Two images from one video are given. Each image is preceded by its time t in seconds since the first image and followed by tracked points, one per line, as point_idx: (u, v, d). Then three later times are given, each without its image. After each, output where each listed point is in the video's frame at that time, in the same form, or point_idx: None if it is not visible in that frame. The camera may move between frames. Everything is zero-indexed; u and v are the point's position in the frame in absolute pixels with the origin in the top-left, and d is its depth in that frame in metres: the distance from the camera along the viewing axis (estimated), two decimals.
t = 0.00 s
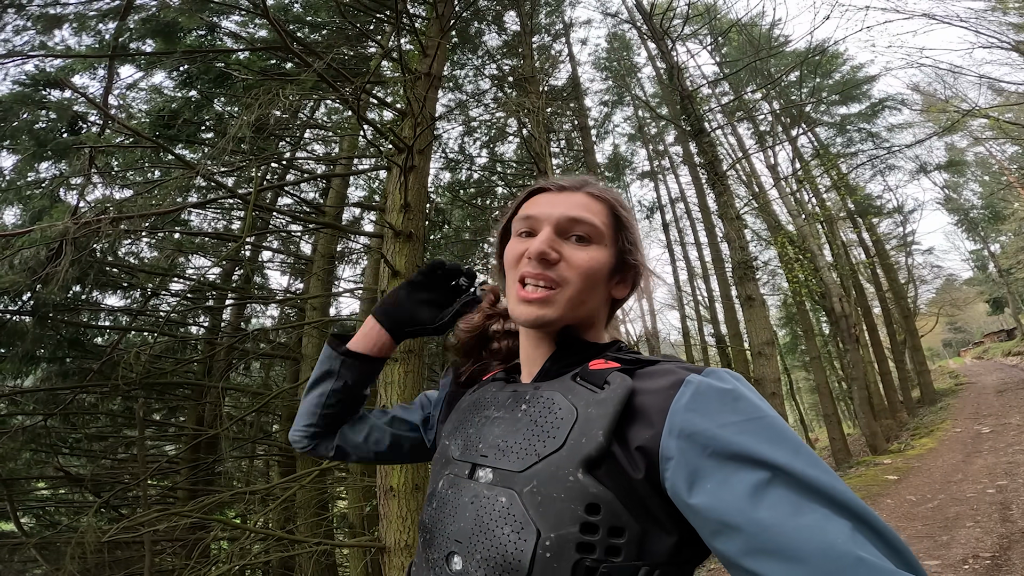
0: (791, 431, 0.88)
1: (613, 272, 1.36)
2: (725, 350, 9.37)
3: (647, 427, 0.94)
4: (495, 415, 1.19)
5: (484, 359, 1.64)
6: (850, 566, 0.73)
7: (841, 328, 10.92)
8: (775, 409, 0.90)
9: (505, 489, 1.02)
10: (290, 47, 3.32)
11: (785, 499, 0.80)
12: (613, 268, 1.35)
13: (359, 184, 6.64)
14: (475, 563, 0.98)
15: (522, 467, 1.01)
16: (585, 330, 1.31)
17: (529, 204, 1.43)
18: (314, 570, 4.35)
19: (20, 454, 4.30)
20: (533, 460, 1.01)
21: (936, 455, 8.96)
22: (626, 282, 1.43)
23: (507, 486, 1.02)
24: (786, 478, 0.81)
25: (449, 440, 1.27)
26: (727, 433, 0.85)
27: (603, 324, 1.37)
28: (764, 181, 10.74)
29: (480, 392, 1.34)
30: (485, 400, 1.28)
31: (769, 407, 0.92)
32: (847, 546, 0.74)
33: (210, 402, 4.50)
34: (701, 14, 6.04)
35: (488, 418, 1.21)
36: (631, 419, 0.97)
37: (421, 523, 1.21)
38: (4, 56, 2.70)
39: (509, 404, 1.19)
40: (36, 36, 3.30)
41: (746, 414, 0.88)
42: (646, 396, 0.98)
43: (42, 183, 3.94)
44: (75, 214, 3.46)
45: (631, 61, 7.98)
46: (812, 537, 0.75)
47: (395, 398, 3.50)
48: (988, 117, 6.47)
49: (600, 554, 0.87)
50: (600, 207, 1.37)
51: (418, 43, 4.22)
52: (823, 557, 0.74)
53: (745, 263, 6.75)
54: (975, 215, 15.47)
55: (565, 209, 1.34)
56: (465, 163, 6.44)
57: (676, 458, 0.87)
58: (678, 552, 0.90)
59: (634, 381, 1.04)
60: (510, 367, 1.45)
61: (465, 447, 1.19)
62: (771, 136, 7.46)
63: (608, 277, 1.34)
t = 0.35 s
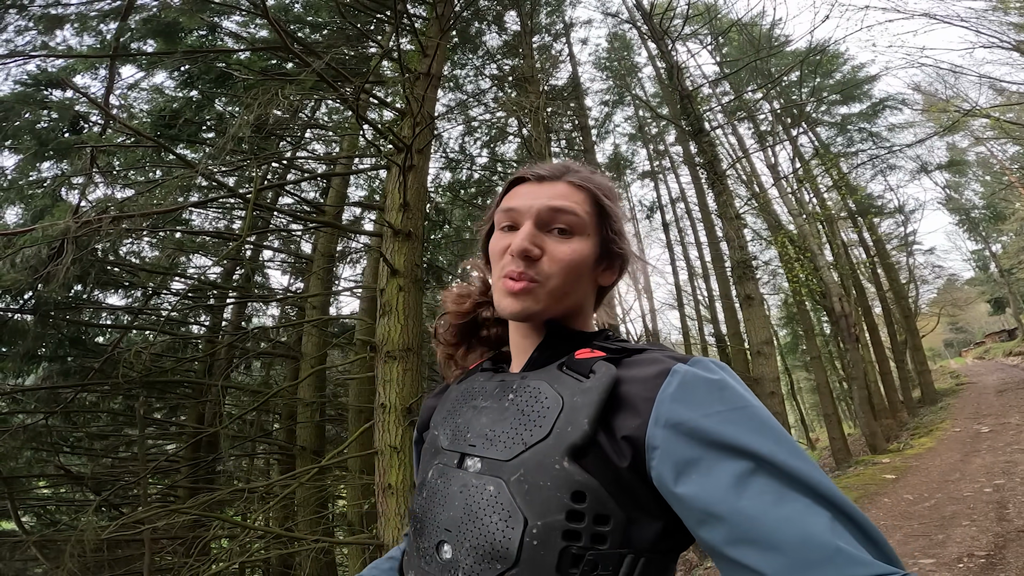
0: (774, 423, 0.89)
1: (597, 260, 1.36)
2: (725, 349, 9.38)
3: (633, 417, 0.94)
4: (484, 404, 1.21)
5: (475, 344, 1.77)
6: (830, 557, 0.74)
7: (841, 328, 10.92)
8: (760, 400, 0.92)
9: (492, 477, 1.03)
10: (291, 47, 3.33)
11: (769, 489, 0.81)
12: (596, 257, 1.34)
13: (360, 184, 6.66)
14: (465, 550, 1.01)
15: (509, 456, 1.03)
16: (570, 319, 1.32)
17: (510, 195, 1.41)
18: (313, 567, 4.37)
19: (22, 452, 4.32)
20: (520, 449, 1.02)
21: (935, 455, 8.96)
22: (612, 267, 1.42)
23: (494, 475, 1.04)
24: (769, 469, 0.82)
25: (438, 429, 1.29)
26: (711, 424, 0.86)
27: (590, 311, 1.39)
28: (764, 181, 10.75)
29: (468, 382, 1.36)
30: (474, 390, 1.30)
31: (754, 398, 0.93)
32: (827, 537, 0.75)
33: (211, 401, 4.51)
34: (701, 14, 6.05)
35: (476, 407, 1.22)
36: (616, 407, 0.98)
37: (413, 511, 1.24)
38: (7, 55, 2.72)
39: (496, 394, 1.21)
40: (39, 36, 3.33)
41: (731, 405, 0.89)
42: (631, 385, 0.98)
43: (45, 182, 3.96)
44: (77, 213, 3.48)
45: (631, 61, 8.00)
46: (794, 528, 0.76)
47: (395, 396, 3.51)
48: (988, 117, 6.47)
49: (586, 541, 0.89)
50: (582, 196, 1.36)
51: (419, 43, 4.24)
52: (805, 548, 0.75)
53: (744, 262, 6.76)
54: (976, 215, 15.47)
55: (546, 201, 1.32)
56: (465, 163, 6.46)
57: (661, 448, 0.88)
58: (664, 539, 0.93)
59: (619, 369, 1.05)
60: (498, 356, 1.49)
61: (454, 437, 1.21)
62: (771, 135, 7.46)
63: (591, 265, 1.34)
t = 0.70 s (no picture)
0: (756, 428, 0.90)
1: (570, 255, 1.36)
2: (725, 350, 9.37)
3: (618, 424, 0.94)
4: (471, 413, 1.21)
5: (461, 357, 1.78)
6: (814, 561, 0.75)
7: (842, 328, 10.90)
8: (743, 406, 0.92)
9: (481, 485, 1.03)
10: (291, 48, 3.33)
11: (753, 494, 0.81)
12: (568, 251, 1.34)
13: (360, 184, 6.67)
14: (456, 557, 1.01)
15: (496, 464, 1.03)
16: (553, 320, 1.31)
17: (478, 207, 1.46)
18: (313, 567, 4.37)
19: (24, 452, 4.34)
20: (507, 457, 1.02)
21: (935, 456, 8.94)
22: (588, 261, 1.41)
23: (483, 483, 1.04)
24: (753, 474, 0.83)
25: (427, 437, 1.29)
26: (695, 431, 0.86)
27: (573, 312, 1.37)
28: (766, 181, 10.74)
29: (456, 391, 1.36)
30: (461, 399, 1.30)
31: (737, 404, 0.94)
32: (810, 541, 0.76)
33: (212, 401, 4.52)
34: (702, 14, 6.05)
35: (465, 415, 1.22)
36: (601, 415, 0.98)
37: (404, 518, 1.24)
38: (7, 56, 2.72)
39: (483, 402, 1.20)
40: (40, 37, 3.34)
41: (714, 411, 0.89)
42: (615, 393, 0.98)
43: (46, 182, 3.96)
44: (78, 214, 3.49)
45: (632, 62, 7.99)
46: (778, 532, 0.77)
47: (394, 397, 3.51)
48: (990, 117, 6.45)
49: (574, 548, 0.90)
50: (544, 196, 1.39)
51: (419, 44, 4.24)
52: (790, 552, 0.75)
53: (745, 263, 6.75)
54: (978, 216, 15.44)
55: (509, 206, 1.36)
56: (466, 163, 6.46)
57: (646, 455, 0.87)
58: (652, 543, 0.93)
59: (604, 376, 1.04)
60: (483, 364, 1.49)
61: (442, 445, 1.21)
62: (772, 135, 7.45)
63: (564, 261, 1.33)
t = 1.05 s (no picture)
0: (760, 432, 0.90)
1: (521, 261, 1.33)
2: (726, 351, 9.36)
3: (618, 436, 0.93)
4: (469, 427, 1.20)
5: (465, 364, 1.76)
6: (825, 567, 0.76)
7: (843, 329, 10.88)
8: (746, 413, 0.92)
9: (481, 500, 1.03)
10: (292, 48, 3.32)
11: (760, 502, 0.82)
12: (516, 259, 1.31)
13: (361, 184, 6.66)
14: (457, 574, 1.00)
15: (496, 479, 1.02)
16: (520, 332, 1.29)
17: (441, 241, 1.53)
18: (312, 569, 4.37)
19: (24, 452, 4.34)
20: (507, 472, 1.02)
21: (936, 458, 8.93)
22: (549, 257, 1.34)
23: (483, 498, 1.03)
24: (759, 481, 0.83)
25: (426, 451, 1.28)
26: (699, 439, 0.86)
27: (547, 319, 1.33)
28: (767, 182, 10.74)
29: (453, 405, 1.35)
30: (460, 413, 1.29)
31: (738, 408, 0.94)
32: (820, 546, 0.77)
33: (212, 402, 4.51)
34: (703, 15, 6.04)
35: (463, 428, 1.21)
36: (600, 428, 0.97)
37: (404, 534, 1.24)
38: (9, 55, 2.71)
39: (482, 416, 1.19)
40: (42, 37, 3.33)
41: (718, 419, 0.89)
42: (614, 405, 0.97)
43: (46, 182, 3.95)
44: (78, 214, 3.49)
45: (633, 62, 7.99)
46: (786, 539, 0.77)
47: (394, 398, 3.50)
48: (991, 119, 6.44)
49: (577, 562, 0.89)
50: (480, 215, 1.39)
51: (420, 44, 4.23)
52: (801, 558, 0.76)
53: (746, 264, 6.74)
54: (979, 217, 15.42)
55: (448, 236, 1.40)
56: (467, 163, 6.45)
57: (649, 466, 0.87)
58: (655, 556, 0.92)
59: (601, 387, 1.03)
60: (481, 374, 1.48)
61: (442, 459, 1.20)
62: (774, 136, 7.44)
63: (514, 270, 1.31)
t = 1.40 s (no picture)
0: (783, 436, 0.89)
1: (554, 243, 1.31)
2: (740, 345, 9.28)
3: (629, 436, 0.94)
4: (480, 425, 1.21)
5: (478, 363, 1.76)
6: None
7: (860, 322, 10.72)
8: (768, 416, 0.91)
9: (488, 499, 1.03)
10: (302, 44, 3.32)
11: (781, 507, 0.81)
12: (603, 268, 1.35)
13: (372, 180, 6.68)
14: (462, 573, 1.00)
15: (503, 477, 1.03)
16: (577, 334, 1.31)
17: (509, 212, 1.44)
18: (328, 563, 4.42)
19: (46, 448, 4.44)
20: (514, 469, 1.02)
21: (956, 453, 8.79)
22: (583, 236, 1.32)
23: (490, 496, 1.04)
24: (780, 486, 0.83)
25: (438, 450, 1.30)
26: (719, 444, 0.85)
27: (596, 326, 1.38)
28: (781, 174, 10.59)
29: (467, 403, 1.37)
30: (471, 411, 1.31)
31: (759, 412, 0.93)
32: (843, 555, 0.76)
33: (228, 397, 4.57)
34: (714, 5, 5.95)
35: (474, 426, 1.23)
36: (610, 427, 0.98)
37: (414, 533, 1.24)
38: (23, 56, 2.74)
39: (493, 413, 1.21)
40: (52, 36, 3.37)
41: (740, 422, 0.88)
42: (626, 404, 0.98)
43: (63, 181, 4.01)
44: (95, 212, 3.54)
45: (644, 54, 7.90)
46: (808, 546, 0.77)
47: (408, 392, 3.53)
48: (1013, 107, 6.28)
49: (581, 563, 0.88)
50: (583, 208, 1.37)
51: (429, 39, 4.22)
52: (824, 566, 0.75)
53: (761, 257, 6.65)
54: (999, 207, 15.09)
55: (545, 215, 1.34)
56: (477, 157, 6.44)
57: (665, 469, 0.87)
58: (666, 557, 0.91)
59: (614, 386, 1.04)
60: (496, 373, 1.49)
61: (451, 457, 1.21)
62: (789, 127, 7.32)
63: (549, 251, 1.30)
